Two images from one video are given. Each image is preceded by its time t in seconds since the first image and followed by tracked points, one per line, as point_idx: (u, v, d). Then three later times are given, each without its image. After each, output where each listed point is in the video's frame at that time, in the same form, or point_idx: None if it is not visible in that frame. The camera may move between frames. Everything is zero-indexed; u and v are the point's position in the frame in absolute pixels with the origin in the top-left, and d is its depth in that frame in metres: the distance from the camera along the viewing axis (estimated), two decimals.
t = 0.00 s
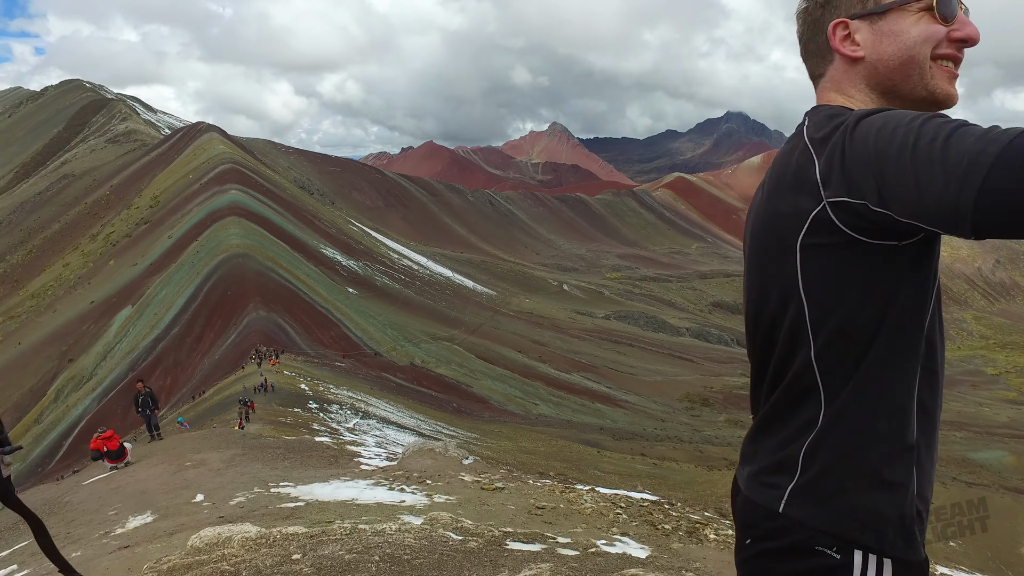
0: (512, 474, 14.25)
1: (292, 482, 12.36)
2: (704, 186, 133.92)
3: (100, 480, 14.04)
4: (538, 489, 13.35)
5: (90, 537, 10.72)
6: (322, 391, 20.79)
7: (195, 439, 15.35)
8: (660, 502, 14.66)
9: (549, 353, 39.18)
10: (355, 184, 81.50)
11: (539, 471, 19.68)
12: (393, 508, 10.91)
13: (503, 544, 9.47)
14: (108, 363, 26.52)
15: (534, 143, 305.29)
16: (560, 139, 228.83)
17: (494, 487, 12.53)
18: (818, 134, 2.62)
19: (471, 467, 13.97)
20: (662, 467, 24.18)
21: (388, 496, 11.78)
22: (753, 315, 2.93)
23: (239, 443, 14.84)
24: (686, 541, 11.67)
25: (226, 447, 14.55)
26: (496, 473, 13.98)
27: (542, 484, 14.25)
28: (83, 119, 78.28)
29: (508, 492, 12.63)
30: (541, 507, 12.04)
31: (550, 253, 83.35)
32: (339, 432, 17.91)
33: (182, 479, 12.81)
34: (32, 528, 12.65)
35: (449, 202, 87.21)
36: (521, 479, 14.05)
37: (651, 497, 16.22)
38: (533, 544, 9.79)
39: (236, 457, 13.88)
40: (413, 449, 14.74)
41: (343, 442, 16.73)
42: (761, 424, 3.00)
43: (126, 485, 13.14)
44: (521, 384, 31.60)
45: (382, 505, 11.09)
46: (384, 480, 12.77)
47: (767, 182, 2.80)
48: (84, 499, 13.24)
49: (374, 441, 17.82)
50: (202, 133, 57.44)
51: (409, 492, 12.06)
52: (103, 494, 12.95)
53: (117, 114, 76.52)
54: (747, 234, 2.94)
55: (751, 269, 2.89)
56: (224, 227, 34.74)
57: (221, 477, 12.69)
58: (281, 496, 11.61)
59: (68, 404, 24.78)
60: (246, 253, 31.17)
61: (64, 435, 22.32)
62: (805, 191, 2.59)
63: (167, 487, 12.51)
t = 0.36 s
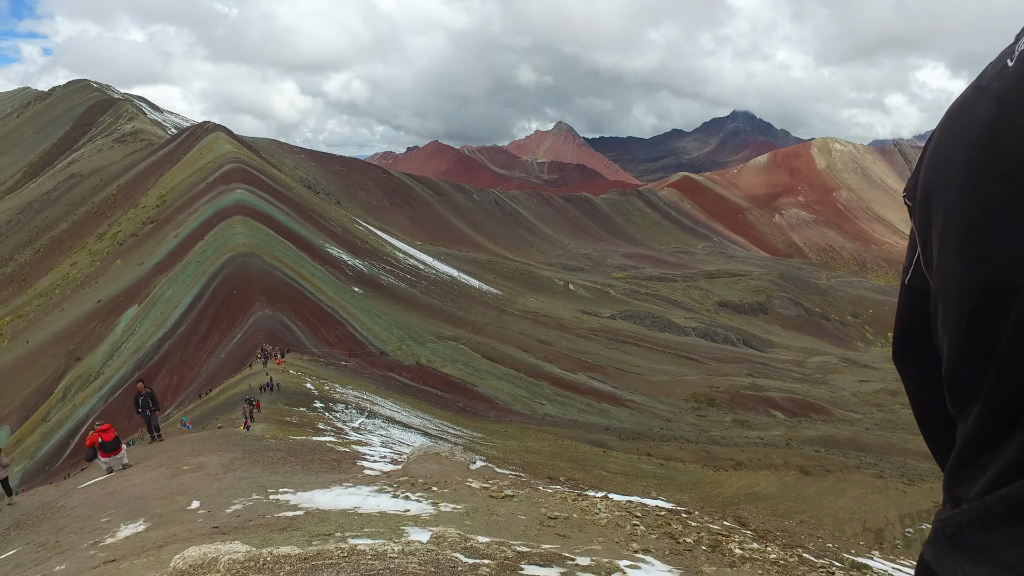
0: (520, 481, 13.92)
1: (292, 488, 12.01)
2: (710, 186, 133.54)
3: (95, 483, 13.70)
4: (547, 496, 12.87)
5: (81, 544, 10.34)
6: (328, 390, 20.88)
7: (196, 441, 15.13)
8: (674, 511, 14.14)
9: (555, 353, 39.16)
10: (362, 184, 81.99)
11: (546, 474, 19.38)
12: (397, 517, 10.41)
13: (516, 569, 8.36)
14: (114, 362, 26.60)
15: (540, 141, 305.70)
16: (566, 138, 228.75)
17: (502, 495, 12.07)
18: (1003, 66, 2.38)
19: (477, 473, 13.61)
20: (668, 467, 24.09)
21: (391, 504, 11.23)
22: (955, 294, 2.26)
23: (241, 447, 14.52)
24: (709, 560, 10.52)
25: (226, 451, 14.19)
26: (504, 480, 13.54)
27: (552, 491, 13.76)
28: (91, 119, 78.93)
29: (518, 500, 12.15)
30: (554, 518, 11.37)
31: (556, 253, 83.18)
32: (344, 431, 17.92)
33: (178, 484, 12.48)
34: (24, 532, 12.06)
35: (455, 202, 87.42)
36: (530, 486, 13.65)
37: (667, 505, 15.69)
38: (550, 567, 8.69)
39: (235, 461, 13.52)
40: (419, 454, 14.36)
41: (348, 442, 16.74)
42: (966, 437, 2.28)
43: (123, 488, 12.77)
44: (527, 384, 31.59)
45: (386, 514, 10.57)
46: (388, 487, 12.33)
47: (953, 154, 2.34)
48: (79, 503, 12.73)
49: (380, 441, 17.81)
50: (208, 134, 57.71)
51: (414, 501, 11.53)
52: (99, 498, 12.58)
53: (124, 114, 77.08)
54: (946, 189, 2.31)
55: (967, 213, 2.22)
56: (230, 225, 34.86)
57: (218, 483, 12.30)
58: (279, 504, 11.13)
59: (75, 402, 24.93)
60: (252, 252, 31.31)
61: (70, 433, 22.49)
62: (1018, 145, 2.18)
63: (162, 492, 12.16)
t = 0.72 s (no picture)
0: (541, 491, 13.34)
1: (307, 497, 11.16)
2: (725, 186, 132.54)
3: (108, 486, 12.06)
4: (571, 507, 12.27)
5: (83, 558, 9.04)
6: (343, 389, 20.91)
7: (210, 443, 13.94)
8: (705, 525, 13.47)
9: (569, 352, 39.02)
10: (376, 183, 82.54)
11: (558, 474, 19.28)
12: (413, 533, 9.71)
13: None
14: (132, 360, 26.93)
15: (554, 141, 306.59)
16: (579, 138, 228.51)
17: (524, 508, 11.33)
18: None
19: (495, 482, 13.10)
20: (683, 468, 23.89)
21: (410, 518, 10.44)
22: None
23: (255, 450, 13.52)
24: None
25: (239, 454, 13.14)
26: (525, 490, 12.99)
27: (575, 502, 13.08)
28: (110, 119, 80.14)
29: (542, 513, 11.38)
30: (580, 534, 10.59)
31: (570, 252, 82.79)
32: (358, 429, 18.06)
33: (189, 491, 11.24)
34: (27, 541, 10.36)
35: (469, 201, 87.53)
36: (552, 496, 13.07)
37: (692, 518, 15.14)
38: None
39: (248, 467, 12.47)
40: (436, 461, 13.87)
41: (361, 440, 16.87)
42: None
43: (134, 493, 11.32)
44: (541, 384, 31.44)
45: (403, 528, 9.88)
46: (404, 497, 11.73)
47: None
48: (90, 508, 11.12)
49: (393, 440, 17.83)
50: (224, 133, 58.22)
51: (435, 514, 10.79)
52: (108, 504, 11.07)
53: (142, 113, 78.13)
54: None
55: None
56: (245, 224, 35.15)
57: (231, 490, 11.25)
58: (291, 514, 10.33)
59: (93, 398, 25.24)
60: (267, 251, 31.59)
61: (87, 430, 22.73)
62: None
63: (174, 499, 10.89)
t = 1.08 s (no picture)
0: (567, 499, 12.19)
1: (325, 504, 10.39)
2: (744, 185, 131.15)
3: (124, 488, 11.68)
4: (597, 518, 11.21)
5: (94, 567, 8.52)
6: (360, 387, 21.00)
7: (226, 445, 13.87)
8: (736, 539, 12.47)
9: (586, 352, 38.81)
10: (394, 181, 82.95)
11: (574, 474, 19.12)
12: (437, 545, 8.82)
13: None
14: (152, 356, 27.34)
15: (571, 139, 306.27)
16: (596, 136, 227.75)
17: (550, 519, 10.26)
18: None
19: (518, 490, 12.01)
20: (700, 470, 23.67)
21: (430, 530, 9.48)
22: None
23: (272, 453, 13.10)
24: None
25: (256, 458, 12.60)
26: (549, 498, 11.95)
27: (601, 512, 11.96)
28: (132, 119, 81.43)
29: (569, 526, 10.29)
30: (609, 548, 9.62)
31: (587, 252, 82.44)
32: (375, 428, 18.09)
33: (205, 496, 10.68)
34: (43, 545, 10.03)
35: (486, 200, 87.50)
36: (579, 506, 11.90)
37: (724, 530, 14.14)
38: None
39: (266, 470, 11.89)
40: (455, 467, 12.81)
41: (377, 439, 16.92)
42: None
43: (151, 496, 10.82)
44: (558, 383, 31.33)
45: (425, 540, 9.02)
46: (425, 505, 10.76)
47: None
48: (107, 511, 10.66)
49: (409, 439, 17.95)
50: (244, 133, 58.90)
51: (458, 526, 9.75)
52: (125, 507, 10.56)
53: (164, 113, 79.29)
54: None
55: None
56: (264, 223, 35.45)
57: (247, 495, 10.61)
58: (309, 525, 9.57)
59: (115, 394, 25.67)
60: (285, 249, 31.83)
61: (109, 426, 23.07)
62: None
63: (190, 504, 10.33)
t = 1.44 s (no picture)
0: (588, 506, 11.78)
1: (342, 510, 10.27)
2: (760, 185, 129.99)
3: (139, 488, 11.71)
4: (621, 527, 10.76)
5: (109, 571, 8.44)
6: (374, 386, 21.07)
7: (242, 445, 14.04)
8: (767, 551, 11.77)
9: (601, 353, 38.67)
10: (409, 181, 83.38)
11: (589, 475, 19.09)
12: (457, 555, 8.61)
13: None
14: (169, 354, 27.68)
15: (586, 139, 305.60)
16: (611, 135, 226.85)
17: (573, 529, 9.89)
18: None
19: (538, 495, 11.63)
20: (715, 472, 23.50)
21: (449, 538, 9.27)
22: None
23: (287, 455, 13.20)
24: None
25: (272, 461, 12.61)
26: (570, 504, 11.54)
27: (625, 520, 11.51)
28: (151, 119, 82.55)
29: (593, 536, 9.88)
30: (636, 561, 9.14)
31: (602, 252, 82.18)
32: (390, 428, 18.13)
33: (219, 498, 10.63)
34: (59, 545, 10.02)
35: (501, 200, 87.58)
36: (600, 513, 11.50)
37: (751, 540, 13.52)
38: None
39: (281, 473, 11.87)
40: (474, 472, 12.54)
41: (391, 439, 16.94)
42: None
43: (166, 498, 10.80)
44: (572, 384, 31.29)
45: (445, 549, 8.82)
46: (444, 511, 10.55)
47: None
48: (122, 512, 10.65)
49: (424, 438, 17.98)
50: (260, 132, 59.54)
51: (478, 534, 9.52)
52: (140, 508, 10.53)
53: (181, 113, 80.38)
54: None
55: None
56: (280, 222, 35.77)
57: (262, 499, 10.55)
58: (326, 531, 9.45)
59: (132, 391, 26.03)
60: (301, 248, 32.07)
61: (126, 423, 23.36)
62: None
63: (204, 507, 10.28)
